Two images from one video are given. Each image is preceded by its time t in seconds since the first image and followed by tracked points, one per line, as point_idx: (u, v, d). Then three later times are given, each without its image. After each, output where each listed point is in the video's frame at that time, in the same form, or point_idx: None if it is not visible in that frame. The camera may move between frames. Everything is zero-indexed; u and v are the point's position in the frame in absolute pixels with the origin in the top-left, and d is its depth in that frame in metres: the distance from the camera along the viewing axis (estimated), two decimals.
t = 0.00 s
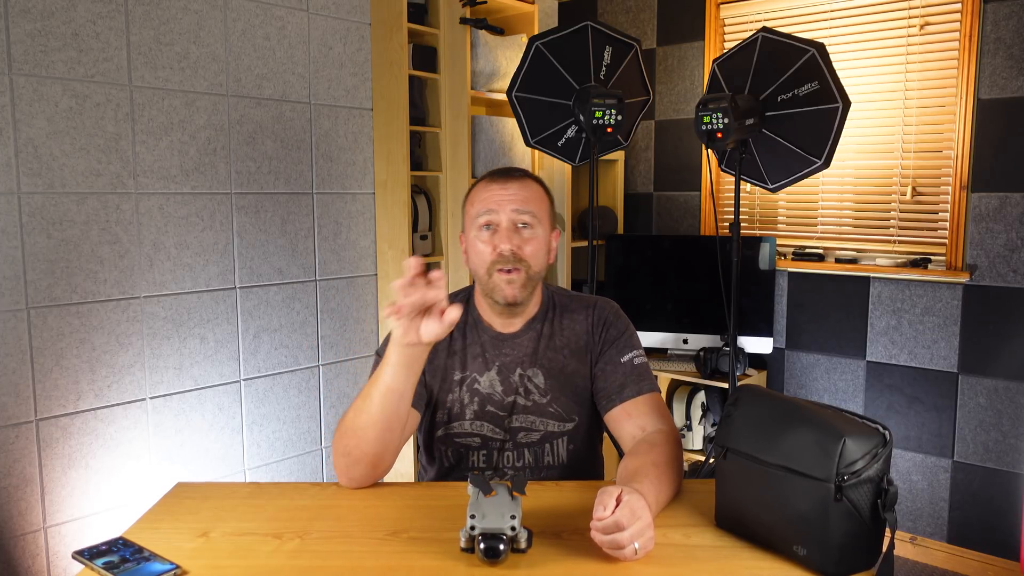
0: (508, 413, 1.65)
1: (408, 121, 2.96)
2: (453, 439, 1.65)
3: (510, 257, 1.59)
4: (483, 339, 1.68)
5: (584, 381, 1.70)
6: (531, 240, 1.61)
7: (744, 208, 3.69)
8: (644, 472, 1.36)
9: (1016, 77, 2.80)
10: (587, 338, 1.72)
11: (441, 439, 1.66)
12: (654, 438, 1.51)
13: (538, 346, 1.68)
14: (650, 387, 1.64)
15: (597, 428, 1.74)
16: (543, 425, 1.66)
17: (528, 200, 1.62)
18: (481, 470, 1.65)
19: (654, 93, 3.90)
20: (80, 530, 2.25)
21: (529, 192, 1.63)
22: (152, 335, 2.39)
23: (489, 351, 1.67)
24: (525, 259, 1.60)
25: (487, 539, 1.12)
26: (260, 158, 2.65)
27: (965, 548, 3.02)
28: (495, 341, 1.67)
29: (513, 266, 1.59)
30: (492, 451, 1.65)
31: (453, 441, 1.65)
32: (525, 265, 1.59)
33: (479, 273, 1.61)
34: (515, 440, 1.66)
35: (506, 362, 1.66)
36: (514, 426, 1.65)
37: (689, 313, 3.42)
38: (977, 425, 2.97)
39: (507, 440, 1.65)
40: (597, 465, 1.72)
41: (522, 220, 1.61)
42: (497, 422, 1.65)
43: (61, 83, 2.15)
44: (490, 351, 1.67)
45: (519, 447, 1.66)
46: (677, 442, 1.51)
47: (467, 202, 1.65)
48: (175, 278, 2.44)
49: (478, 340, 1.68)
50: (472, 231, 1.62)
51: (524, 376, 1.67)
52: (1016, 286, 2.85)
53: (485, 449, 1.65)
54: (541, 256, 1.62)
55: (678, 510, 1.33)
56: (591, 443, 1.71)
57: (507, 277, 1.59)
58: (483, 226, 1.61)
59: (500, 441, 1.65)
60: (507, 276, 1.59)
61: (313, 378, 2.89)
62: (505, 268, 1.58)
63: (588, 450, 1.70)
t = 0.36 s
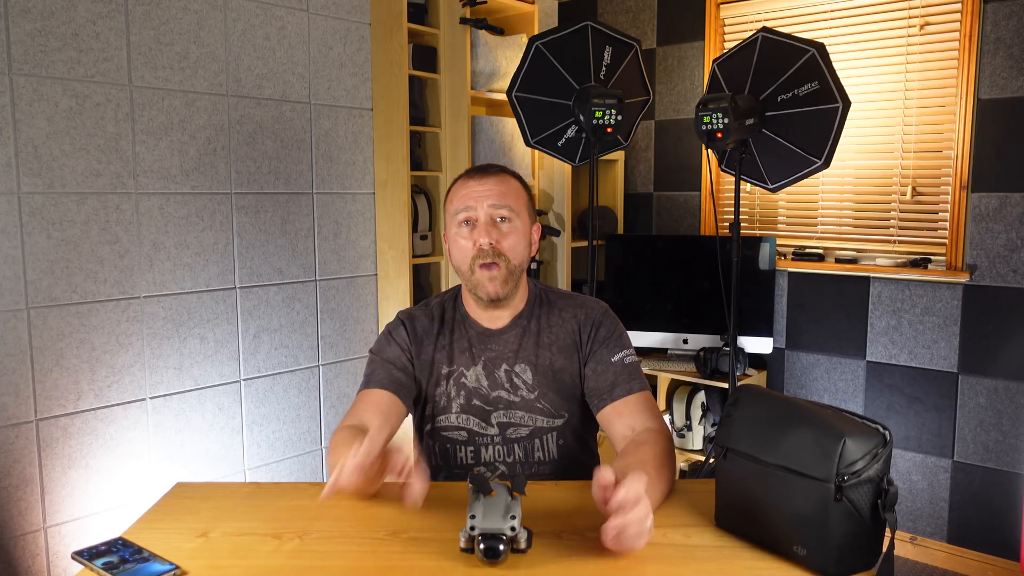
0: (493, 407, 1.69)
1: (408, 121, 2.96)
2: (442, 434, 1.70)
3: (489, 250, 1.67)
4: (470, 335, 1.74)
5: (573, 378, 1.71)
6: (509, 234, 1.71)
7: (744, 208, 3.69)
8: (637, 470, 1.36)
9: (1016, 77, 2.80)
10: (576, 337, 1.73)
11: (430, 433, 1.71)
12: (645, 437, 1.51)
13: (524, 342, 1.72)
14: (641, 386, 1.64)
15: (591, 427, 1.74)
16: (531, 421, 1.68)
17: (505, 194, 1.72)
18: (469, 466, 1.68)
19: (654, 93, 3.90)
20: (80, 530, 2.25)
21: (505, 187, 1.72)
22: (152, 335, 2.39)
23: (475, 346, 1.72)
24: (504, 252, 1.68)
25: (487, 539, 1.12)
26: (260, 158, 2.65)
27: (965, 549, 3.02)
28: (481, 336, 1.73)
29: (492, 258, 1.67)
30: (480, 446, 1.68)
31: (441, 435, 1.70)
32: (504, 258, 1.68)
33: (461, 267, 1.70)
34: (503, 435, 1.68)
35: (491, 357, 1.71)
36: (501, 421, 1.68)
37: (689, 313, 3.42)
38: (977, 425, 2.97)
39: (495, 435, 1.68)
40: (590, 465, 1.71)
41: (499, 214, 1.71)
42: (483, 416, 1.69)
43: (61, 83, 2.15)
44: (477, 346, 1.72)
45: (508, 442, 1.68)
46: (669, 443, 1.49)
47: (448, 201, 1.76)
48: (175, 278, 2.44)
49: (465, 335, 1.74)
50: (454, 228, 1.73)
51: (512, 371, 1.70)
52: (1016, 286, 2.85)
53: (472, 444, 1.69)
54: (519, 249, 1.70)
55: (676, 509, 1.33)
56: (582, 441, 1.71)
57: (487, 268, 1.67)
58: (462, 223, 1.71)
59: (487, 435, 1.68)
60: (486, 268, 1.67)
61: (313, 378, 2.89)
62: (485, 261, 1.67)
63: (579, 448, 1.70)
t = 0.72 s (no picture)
0: (487, 397, 1.70)
1: (408, 121, 2.96)
2: (436, 424, 1.70)
3: (483, 243, 1.72)
4: (464, 326, 1.76)
5: (566, 369, 1.73)
6: (503, 229, 1.76)
7: (744, 208, 3.69)
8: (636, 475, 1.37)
9: (1016, 77, 2.80)
10: (568, 330, 1.76)
11: (424, 424, 1.71)
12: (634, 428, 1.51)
13: (518, 333, 1.74)
14: (631, 375, 1.66)
15: (583, 421, 1.76)
16: (525, 410, 1.70)
17: (497, 190, 1.77)
18: (464, 455, 1.68)
19: (654, 93, 3.90)
20: (80, 530, 2.25)
21: (498, 183, 1.77)
22: (152, 335, 2.39)
23: (469, 337, 1.74)
24: (498, 245, 1.73)
25: (487, 539, 1.12)
26: (260, 158, 2.65)
27: (965, 548, 3.02)
28: (475, 328, 1.75)
29: (486, 251, 1.71)
30: (474, 435, 1.68)
31: (436, 425, 1.70)
32: (498, 250, 1.72)
33: (456, 262, 1.74)
34: (499, 423, 1.69)
35: (485, 348, 1.73)
36: (495, 410, 1.69)
37: (689, 313, 3.42)
38: (976, 425, 2.97)
39: (489, 424, 1.69)
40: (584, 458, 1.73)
41: (492, 209, 1.76)
42: (477, 405, 1.69)
43: (61, 83, 2.15)
44: (470, 337, 1.74)
45: (504, 430, 1.68)
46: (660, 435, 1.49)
47: (442, 198, 1.80)
48: (175, 278, 2.44)
49: (459, 328, 1.76)
50: (449, 223, 1.77)
51: (506, 362, 1.72)
52: (1016, 286, 2.85)
53: (467, 433, 1.69)
54: (512, 242, 1.75)
55: (677, 508, 1.33)
56: (574, 432, 1.73)
57: (481, 261, 1.70)
58: (457, 218, 1.76)
59: (482, 424, 1.69)
60: (481, 260, 1.70)
61: (313, 378, 2.89)
62: (479, 254, 1.70)
63: (572, 439, 1.72)
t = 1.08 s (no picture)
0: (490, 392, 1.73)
1: (408, 121, 2.95)
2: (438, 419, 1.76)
3: (488, 235, 1.75)
4: (466, 323, 1.78)
5: (570, 365, 1.77)
6: (507, 221, 1.79)
7: (744, 208, 3.68)
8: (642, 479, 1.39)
9: (1016, 77, 2.80)
10: (572, 328, 1.79)
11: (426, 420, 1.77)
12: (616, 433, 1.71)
13: (521, 329, 1.76)
14: (631, 388, 1.80)
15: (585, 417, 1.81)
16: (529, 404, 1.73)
17: (502, 183, 1.80)
18: (466, 450, 1.70)
19: (654, 93, 3.90)
20: (80, 530, 2.25)
21: (503, 177, 1.81)
22: (152, 335, 2.39)
23: (470, 333, 1.77)
24: (502, 236, 1.76)
25: (487, 539, 1.12)
26: (260, 158, 2.65)
27: (965, 548, 3.03)
28: (476, 325, 1.77)
29: (491, 243, 1.74)
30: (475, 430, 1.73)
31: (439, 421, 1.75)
32: (502, 241, 1.75)
33: (461, 253, 1.77)
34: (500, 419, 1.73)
35: (487, 343, 1.76)
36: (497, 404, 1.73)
37: (689, 313, 3.42)
38: (976, 425, 2.97)
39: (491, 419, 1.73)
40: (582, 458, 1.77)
41: (496, 202, 1.79)
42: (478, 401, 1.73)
43: (61, 83, 2.15)
44: (471, 334, 1.77)
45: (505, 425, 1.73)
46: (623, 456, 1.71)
47: (447, 192, 1.84)
48: (175, 278, 2.44)
49: (460, 325, 1.78)
50: (453, 216, 1.80)
51: (510, 357, 1.75)
52: (1016, 286, 2.85)
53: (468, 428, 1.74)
54: (516, 234, 1.78)
55: (677, 508, 1.33)
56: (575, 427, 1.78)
57: (486, 251, 1.73)
58: (462, 210, 1.79)
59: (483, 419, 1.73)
60: (486, 251, 1.73)
61: (313, 378, 2.89)
62: (483, 244, 1.74)
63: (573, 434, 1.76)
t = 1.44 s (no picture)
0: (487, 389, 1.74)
1: (408, 121, 2.96)
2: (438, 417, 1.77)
3: (492, 236, 1.74)
4: (464, 322, 1.78)
5: (566, 362, 1.77)
6: (511, 223, 1.78)
7: (744, 208, 3.68)
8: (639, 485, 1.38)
9: (1016, 77, 2.80)
10: (567, 326, 1.79)
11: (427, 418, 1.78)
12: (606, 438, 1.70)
13: (518, 327, 1.76)
14: (622, 389, 1.78)
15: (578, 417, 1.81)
16: (526, 400, 1.74)
17: (507, 185, 1.80)
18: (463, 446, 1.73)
19: (654, 93, 3.90)
20: (80, 530, 2.25)
21: (507, 180, 1.80)
22: (152, 335, 2.39)
23: (468, 332, 1.77)
24: (505, 238, 1.75)
25: (487, 539, 1.12)
26: (260, 158, 2.65)
27: (965, 548, 3.02)
28: (475, 323, 1.77)
29: (494, 245, 1.74)
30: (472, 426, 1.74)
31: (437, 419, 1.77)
32: (505, 244, 1.75)
33: (463, 254, 1.76)
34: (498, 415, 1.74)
35: (484, 341, 1.75)
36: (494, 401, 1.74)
37: (689, 313, 3.42)
38: (977, 425, 2.97)
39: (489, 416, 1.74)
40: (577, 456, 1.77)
41: (501, 204, 1.78)
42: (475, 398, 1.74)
43: (61, 83, 2.15)
44: (469, 332, 1.77)
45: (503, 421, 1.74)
46: (619, 455, 1.72)
47: (452, 191, 1.83)
48: (175, 278, 2.44)
49: (459, 323, 1.78)
50: (457, 215, 1.79)
51: (507, 354, 1.74)
52: (1016, 286, 2.85)
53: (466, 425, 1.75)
54: (519, 238, 1.78)
55: (678, 508, 1.33)
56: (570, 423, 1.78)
57: (489, 254, 1.73)
58: (466, 211, 1.78)
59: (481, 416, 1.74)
60: (489, 253, 1.73)
61: (313, 378, 2.89)
62: (486, 246, 1.73)
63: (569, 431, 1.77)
